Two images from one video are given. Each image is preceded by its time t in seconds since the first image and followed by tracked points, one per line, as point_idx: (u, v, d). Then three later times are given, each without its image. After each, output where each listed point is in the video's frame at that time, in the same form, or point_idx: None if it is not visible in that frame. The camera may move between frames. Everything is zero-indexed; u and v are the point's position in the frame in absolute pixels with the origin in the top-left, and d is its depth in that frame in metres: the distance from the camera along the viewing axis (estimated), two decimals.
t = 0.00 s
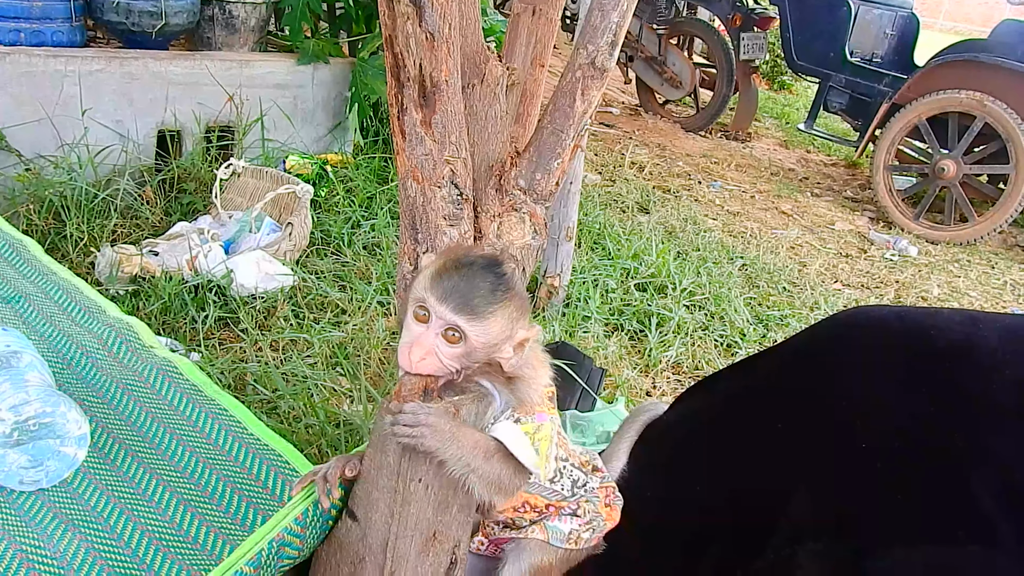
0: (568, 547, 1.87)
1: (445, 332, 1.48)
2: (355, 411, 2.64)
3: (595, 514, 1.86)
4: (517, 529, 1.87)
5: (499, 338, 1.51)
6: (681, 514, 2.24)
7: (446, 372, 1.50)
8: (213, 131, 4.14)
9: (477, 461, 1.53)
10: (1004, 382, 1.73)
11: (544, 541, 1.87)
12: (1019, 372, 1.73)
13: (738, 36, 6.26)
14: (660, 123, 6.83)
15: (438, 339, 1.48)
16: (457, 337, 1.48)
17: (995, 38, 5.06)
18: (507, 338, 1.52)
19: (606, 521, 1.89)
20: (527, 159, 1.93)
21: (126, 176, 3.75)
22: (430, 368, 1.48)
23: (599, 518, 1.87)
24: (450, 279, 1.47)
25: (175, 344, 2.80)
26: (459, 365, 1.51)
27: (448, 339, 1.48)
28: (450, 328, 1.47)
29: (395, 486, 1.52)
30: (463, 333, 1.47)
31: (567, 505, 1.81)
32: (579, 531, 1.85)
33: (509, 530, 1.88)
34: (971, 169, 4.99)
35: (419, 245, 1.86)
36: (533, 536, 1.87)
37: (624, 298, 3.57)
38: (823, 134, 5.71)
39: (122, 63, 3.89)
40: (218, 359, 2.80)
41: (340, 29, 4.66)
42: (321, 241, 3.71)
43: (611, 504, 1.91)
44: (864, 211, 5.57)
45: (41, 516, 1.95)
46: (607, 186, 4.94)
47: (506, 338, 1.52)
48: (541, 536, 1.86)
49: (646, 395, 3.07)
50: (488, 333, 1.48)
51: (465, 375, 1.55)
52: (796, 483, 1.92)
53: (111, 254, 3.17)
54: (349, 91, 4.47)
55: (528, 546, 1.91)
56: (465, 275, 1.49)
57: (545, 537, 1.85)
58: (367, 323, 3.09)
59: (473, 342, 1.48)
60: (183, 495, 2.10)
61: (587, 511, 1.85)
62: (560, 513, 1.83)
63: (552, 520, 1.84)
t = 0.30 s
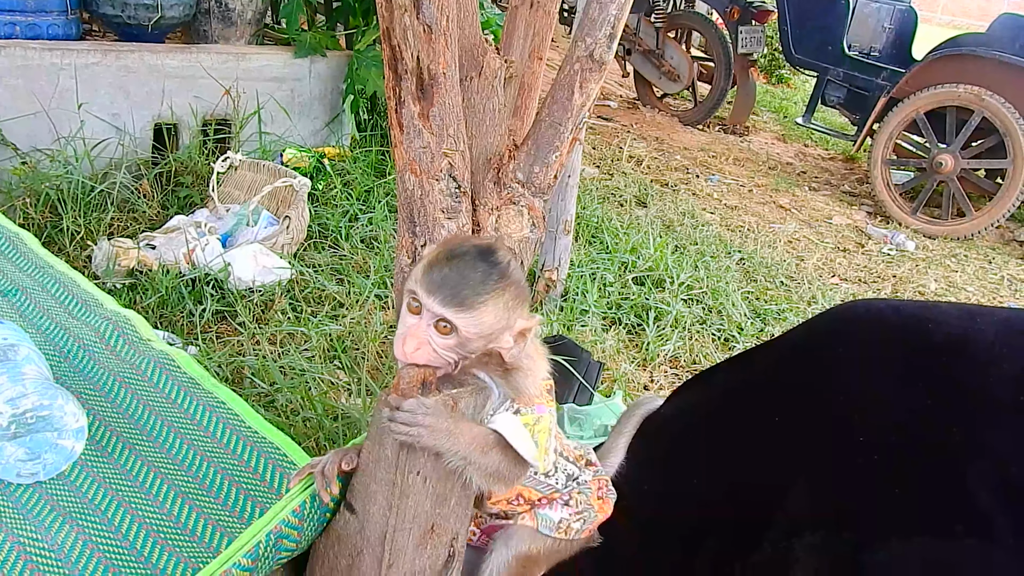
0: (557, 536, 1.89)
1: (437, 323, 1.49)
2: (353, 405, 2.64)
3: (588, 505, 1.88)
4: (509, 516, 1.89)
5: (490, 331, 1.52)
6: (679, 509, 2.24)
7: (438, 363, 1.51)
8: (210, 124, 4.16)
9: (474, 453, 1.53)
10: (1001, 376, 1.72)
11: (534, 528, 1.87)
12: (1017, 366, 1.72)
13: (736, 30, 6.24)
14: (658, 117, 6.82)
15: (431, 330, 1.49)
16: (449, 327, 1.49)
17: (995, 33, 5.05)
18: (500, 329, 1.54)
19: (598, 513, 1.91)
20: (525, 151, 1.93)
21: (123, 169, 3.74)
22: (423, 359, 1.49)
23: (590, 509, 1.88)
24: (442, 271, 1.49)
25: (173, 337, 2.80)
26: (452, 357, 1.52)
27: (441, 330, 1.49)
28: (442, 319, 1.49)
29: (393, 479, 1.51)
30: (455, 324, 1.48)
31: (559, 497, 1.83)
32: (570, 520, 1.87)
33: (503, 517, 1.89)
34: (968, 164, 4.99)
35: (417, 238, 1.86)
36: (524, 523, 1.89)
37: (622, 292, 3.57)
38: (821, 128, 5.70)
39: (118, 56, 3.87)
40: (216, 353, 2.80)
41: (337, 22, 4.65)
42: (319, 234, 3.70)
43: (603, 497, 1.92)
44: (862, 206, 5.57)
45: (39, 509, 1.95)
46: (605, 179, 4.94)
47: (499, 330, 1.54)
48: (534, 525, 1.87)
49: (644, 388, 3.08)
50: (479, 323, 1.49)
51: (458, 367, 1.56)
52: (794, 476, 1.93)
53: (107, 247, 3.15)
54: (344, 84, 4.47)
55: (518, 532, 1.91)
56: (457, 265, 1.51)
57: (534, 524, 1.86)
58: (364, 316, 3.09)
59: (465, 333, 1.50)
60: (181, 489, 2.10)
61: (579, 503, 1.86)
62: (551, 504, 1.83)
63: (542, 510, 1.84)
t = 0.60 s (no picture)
0: (548, 532, 1.86)
1: (445, 308, 1.50)
2: (352, 393, 2.66)
3: (577, 494, 1.86)
4: (499, 516, 1.88)
5: (493, 326, 1.53)
6: (682, 498, 2.25)
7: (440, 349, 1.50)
8: (208, 113, 4.14)
9: (474, 440, 1.54)
10: (1002, 367, 1.66)
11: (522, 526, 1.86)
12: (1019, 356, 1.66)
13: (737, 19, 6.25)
14: (658, 106, 6.81)
15: (437, 315, 1.50)
16: (456, 314, 1.50)
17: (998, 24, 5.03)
18: (505, 328, 1.55)
19: (588, 501, 1.88)
20: (525, 141, 1.92)
21: (121, 158, 3.74)
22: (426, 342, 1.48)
23: (580, 499, 1.86)
24: (460, 255, 1.52)
25: (173, 326, 2.80)
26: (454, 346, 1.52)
27: (448, 315, 1.50)
28: (451, 304, 1.50)
29: (394, 467, 1.51)
30: (463, 311, 1.49)
31: (549, 488, 1.83)
32: (559, 515, 1.85)
33: (493, 516, 1.88)
34: (969, 155, 4.99)
35: (417, 227, 1.86)
36: (512, 524, 1.88)
37: (621, 282, 3.57)
38: (822, 119, 5.69)
39: (116, 44, 3.86)
40: (215, 341, 2.81)
41: (336, 11, 4.64)
42: (318, 224, 3.70)
43: (595, 486, 1.90)
44: (862, 196, 5.58)
45: (40, 496, 1.95)
46: (605, 169, 4.93)
47: (504, 329, 1.55)
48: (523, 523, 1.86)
49: (643, 378, 3.09)
50: (489, 317, 1.51)
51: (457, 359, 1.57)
52: (794, 466, 1.95)
53: (107, 237, 3.16)
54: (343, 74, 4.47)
55: (507, 534, 1.88)
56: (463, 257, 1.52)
57: (523, 524, 1.86)
58: (363, 305, 3.09)
59: (471, 323, 1.51)
60: (181, 476, 2.10)
61: (567, 494, 1.86)
62: (539, 499, 1.84)
63: (530, 506, 1.84)
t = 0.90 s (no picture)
0: (555, 512, 1.87)
1: (486, 256, 1.64)
2: (357, 370, 2.70)
3: (586, 479, 1.87)
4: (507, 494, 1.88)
5: (530, 275, 1.65)
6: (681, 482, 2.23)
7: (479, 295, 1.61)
8: (215, 89, 4.13)
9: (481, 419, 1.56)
10: (1010, 357, 1.73)
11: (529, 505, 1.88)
12: None
13: None
14: (666, 87, 6.78)
15: (479, 262, 1.64)
16: (497, 262, 1.64)
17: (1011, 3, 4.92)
18: (541, 282, 1.67)
19: (596, 487, 1.89)
20: (533, 120, 1.96)
21: (128, 134, 3.74)
22: (465, 288, 1.61)
23: (589, 484, 1.86)
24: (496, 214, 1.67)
25: (179, 302, 2.81)
26: (493, 295, 1.63)
27: (487, 263, 1.64)
28: (492, 251, 1.64)
29: (400, 446, 1.52)
30: (503, 256, 1.63)
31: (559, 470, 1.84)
32: (567, 497, 1.85)
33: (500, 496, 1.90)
34: (979, 139, 4.97)
35: (424, 205, 1.87)
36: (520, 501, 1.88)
37: (627, 263, 3.57)
38: (830, 102, 5.65)
39: (124, 18, 3.84)
40: (221, 318, 2.81)
41: None
42: (325, 201, 3.69)
43: (602, 472, 1.90)
44: (870, 179, 5.56)
45: (47, 470, 1.97)
46: (612, 150, 4.92)
47: (539, 284, 1.67)
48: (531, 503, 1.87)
49: (647, 360, 3.10)
50: (528, 263, 1.65)
51: (494, 319, 1.66)
52: (800, 447, 1.95)
53: (114, 212, 3.17)
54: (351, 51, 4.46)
55: (513, 512, 1.96)
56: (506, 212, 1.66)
57: (530, 502, 1.87)
58: (369, 284, 3.10)
59: (511, 270, 1.63)
60: (188, 453, 2.10)
61: (577, 477, 1.86)
62: (548, 479, 1.84)
63: (539, 486, 1.85)
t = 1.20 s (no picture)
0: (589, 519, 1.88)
1: (540, 237, 1.57)
2: (368, 357, 2.70)
3: (615, 480, 1.83)
4: (537, 502, 1.86)
5: (582, 258, 1.58)
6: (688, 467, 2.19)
7: (531, 275, 1.55)
8: (225, 77, 4.13)
9: (491, 404, 1.56)
10: None
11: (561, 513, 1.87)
12: None
13: None
14: (678, 71, 6.75)
15: (533, 243, 1.57)
16: (550, 244, 1.57)
17: None
18: (593, 267, 1.60)
19: (625, 488, 1.83)
20: (543, 104, 1.93)
21: (139, 122, 3.76)
22: (518, 268, 1.55)
23: (618, 485, 1.82)
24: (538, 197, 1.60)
25: (191, 289, 2.82)
26: (544, 277, 1.57)
27: (542, 244, 1.57)
28: (547, 233, 1.57)
29: (410, 430, 1.52)
30: (558, 237, 1.56)
31: (591, 468, 1.80)
32: (601, 507, 1.84)
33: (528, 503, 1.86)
34: (994, 121, 4.93)
35: (434, 190, 1.93)
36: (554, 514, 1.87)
37: (638, 248, 3.56)
38: (843, 83, 5.59)
39: (134, 8, 3.85)
40: (233, 305, 2.82)
41: None
42: (335, 188, 3.72)
43: (630, 470, 1.83)
44: (884, 162, 5.53)
45: (60, 454, 1.98)
46: (623, 135, 4.90)
47: (592, 267, 1.60)
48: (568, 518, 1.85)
49: (659, 345, 3.10)
50: (581, 246, 1.58)
51: (541, 304, 1.60)
52: (813, 427, 1.92)
53: (126, 201, 3.19)
54: (360, 38, 4.46)
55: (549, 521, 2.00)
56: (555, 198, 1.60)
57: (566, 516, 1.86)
58: (380, 271, 3.11)
59: (565, 252, 1.56)
60: (199, 437, 2.10)
61: (608, 482, 1.82)
62: (583, 492, 1.84)
63: (575, 500, 1.85)
